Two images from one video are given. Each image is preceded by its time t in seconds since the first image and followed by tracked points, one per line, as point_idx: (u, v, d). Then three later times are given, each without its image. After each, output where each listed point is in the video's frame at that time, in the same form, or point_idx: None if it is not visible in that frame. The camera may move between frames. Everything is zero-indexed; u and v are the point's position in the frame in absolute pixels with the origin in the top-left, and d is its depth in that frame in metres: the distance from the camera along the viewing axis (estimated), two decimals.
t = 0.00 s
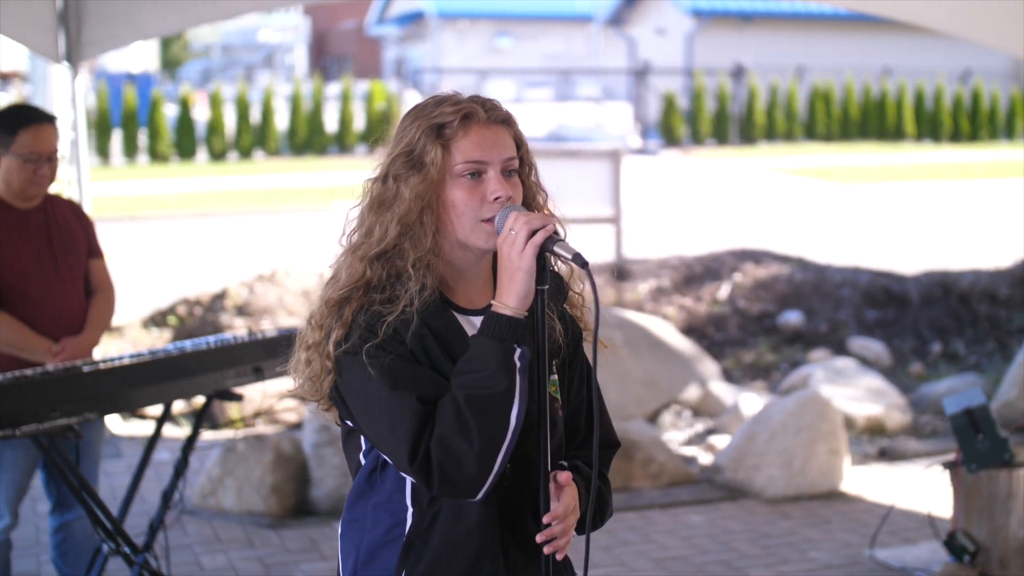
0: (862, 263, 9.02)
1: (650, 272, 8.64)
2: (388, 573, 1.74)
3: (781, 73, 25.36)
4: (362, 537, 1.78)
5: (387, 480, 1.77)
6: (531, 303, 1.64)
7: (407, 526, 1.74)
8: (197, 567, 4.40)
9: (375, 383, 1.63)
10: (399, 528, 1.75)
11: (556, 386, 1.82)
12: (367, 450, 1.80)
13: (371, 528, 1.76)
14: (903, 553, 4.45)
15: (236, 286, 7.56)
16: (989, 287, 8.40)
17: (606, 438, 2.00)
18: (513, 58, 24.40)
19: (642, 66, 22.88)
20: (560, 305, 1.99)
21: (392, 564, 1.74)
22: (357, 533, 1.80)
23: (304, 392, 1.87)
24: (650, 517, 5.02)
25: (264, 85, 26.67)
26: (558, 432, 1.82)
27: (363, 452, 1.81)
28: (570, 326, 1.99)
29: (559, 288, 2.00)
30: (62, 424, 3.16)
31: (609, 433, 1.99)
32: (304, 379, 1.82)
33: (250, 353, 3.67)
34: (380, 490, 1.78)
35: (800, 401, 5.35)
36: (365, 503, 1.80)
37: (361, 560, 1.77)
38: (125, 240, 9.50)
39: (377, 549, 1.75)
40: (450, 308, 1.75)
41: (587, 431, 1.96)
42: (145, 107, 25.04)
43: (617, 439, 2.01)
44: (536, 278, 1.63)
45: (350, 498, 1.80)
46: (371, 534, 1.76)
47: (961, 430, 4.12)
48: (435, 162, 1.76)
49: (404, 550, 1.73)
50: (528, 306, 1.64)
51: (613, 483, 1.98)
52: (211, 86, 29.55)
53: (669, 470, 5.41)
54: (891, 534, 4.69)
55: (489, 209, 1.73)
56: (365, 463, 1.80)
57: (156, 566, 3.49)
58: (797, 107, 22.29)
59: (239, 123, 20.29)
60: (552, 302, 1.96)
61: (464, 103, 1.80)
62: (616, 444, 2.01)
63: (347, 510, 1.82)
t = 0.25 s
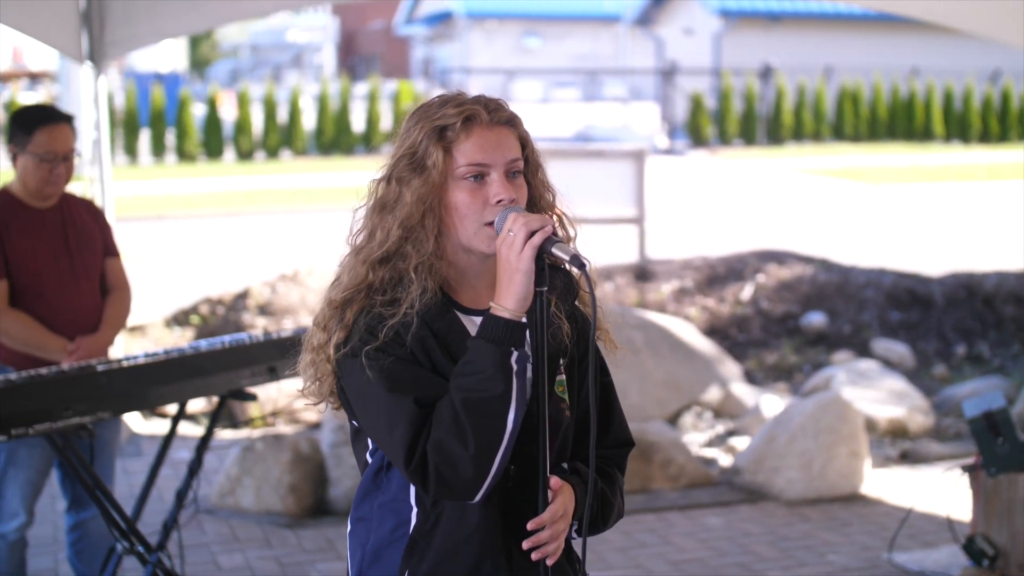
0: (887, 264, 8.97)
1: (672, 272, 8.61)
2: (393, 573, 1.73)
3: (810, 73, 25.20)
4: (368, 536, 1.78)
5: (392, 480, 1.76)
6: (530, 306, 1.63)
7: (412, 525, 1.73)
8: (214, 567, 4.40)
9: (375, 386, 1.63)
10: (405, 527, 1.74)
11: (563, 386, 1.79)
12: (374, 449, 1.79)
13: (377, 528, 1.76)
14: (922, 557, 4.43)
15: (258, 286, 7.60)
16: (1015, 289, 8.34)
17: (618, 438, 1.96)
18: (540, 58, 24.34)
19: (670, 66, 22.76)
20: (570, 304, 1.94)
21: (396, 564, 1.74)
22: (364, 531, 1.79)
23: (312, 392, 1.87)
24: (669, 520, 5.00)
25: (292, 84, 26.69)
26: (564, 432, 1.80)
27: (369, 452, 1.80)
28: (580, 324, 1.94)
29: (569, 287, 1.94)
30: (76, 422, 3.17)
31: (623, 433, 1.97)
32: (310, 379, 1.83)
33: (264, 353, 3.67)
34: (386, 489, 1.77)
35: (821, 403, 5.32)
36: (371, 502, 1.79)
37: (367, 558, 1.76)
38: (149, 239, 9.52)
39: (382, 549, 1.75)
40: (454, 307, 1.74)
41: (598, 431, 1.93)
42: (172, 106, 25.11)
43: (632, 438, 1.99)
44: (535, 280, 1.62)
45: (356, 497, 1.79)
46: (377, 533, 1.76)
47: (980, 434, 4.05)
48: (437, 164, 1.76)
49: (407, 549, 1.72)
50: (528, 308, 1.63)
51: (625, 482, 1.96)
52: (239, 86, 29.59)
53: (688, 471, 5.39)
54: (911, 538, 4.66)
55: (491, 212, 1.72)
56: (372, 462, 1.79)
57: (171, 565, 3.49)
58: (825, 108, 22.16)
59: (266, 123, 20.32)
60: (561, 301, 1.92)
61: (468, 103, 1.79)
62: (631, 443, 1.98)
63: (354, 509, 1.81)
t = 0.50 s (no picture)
0: (911, 264, 8.92)
1: (696, 272, 8.59)
2: (402, 572, 1.73)
3: (838, 71, 25.08)
4: (379, 534, 1.77)
5: (401, 478, 1.75)
6: (532, 306, 1.61)
7: (420, 524, 1.72)
8: (232, 564, 4.41)
9: (377, 387, 1.63)
10: (414, 525, 1.73)
11: (574, 384, 1.77)
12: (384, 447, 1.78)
13: (388, 526, 1.75)
14: (941, 559, 4.40)
15: (281, 284, 7.63)
16: None
17: (634, 435, 1.93)
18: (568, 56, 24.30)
19: (697, 64, 22.69)
20: (580, 301, 1.91)
21: (405, 563, 1.73)
22: (376, 529, 1.78)
23: (324, 391, 1.87)
24: (688, 519, 4.98)
25: (320, 83, 26.70)
26: (572, 430, 1.78)
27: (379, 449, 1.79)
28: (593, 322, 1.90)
29: (579, 283, 1.92)
30: (91, 421, 3.15)
31: (638, 431, 1.94)
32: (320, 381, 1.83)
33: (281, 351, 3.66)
34: (397, 487, 1.76)
35: (842, 403, 5.28)
36: (383, 499, 1.78)
37: (378, 556, 1.75)
38: (174, 236, 9.55)
39: (392, 548, 1.74)
40: (460, 307, 1.73)
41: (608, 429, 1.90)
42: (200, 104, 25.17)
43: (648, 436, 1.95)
44: (538, 279, 1.61)
45: (368, 494, 1.78)
46: (388, 531, 1.75)
47: (1001, 435, 4.01)
48: (439, 165, 1.75)
49: (416, 549, 1.71)
50: (530, 308, 1.61)
51: (642, 481, 1.92)
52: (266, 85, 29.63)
53: (708, 471, 5.37)
54: (931, 539, 4.64)
55: (494, 211, 1.71)
56: (382, 459, 1.78)
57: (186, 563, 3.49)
58: (853, 107, 22.05)
59: (293, 121, 20.37)
60: (571, 299, 1.89)
61: (469, 101, 1.78)
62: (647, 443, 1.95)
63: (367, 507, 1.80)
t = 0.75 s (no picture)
0: (930, 264, 8.87)
1: (713, 271, 8.57)
2: (408, 572, 1.73)
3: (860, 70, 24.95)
4: (386, 534, 1.77)
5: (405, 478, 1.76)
6: (532, 306, 1.60)
7: (425, 524, 1.72)
8: (244, 563, 4.41)
9: (377, 390, 1.63)
10: (419, 525, 1.73)
11: (580, 383, 1.78)
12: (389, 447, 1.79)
13: (394, 525, 1.76)
14: (957, 561, 4.38)
15: (299, 283, 7.64)
16: None
17: (644, 434, 1.91)
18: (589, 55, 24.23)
19: (717, 63, 22.59)
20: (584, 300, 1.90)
21: (410, 563, 1.74)
22: (383, 529, 1.78)
23: (331, 390, 1.88)
24: (702, 520, 4.97)
25: (340, 82, 26.70)
26: (575, 429, 1.77)
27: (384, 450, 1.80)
28: (599, 319, 1.88)
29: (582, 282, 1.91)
30: (101, 420, 3.14)
31: (648, 429, 1.92)
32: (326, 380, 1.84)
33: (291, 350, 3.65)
34: (402, 488, 1.76)
35: (859, 404, 5.25)
36: (389, 500, 1.78)
37: (384, 556, 1.76)
38: (194, 235, 9.58)
39: (398, 548, 1.75)
40: (462, 306, 1.73)
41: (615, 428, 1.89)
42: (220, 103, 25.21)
43: (658, 435, 1.93)
44: (538, 279, 1.60)
45: (375, 494, 1.78)
46: (394, 531, 1.75)
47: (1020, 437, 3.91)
48: (438, 163, 1.74)
49: (420, 549, 1.72)
50: (530, 308, 1.60)
51: (652, 480, 1.91)
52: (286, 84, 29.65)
53: (723, 471, 5.35)
54: (946, 541, 4.61)
55: (493, 209, 1.70)
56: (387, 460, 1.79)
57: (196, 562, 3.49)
58: (874, 106, 21.93)
59: (312, 120, 20.39)
60: (576, 298, 1.88)
61: (468, 98, 1.77)
62: (657, 442, 1.93)
63: (374, 507, 1.81)
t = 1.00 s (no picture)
0: (954, 266, 8.82)
1: (735, 272, 8.54)
2: None
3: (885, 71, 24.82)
4: (396, 540, 1.77)
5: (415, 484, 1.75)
6: (544, 309, 1.60)
7: (435, 531, 1.72)
8: (264, 564, 4.41)
9: (388, 392, 1.63)
10: (429, 531, 1.73)
11: (589, 387, 1.77)
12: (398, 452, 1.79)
13: (404, 532, 1.75)
14: (979, 565, 4.35)
15: (321, 284, 7.66)
16: None
17: (652, 438, 1.92)
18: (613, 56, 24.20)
19: (742, 63, 22.52)
20: (593, 304, 1.90)
21: (420, 569, 1.73)
22: (392, 536, 1.78)
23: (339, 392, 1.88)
24: (722, 522, 4.96)
25: (365, 83, 26.72)
26: (584, 434, 1.77)
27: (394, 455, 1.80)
28: (606, 324, 1.89)
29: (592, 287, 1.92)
30: (120, 420, 3.16)
31: (656, 432, 1.93)
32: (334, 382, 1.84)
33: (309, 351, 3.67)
34: (412, 493, 1.76)
35: (881, 406, 5.23)
36: (399, 506, 1.78)
37: (394, 561, 1.76)
38: (217, 235, 9.61)
39: (408, 554, 1.74)
40: (470, 310, 1.73)
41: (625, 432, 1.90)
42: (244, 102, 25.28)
43: (667, 437, 1.94)
44: (549, 282, 1.60)
45: (383, 501, 1.78)
46: (404, 537, 1.75)
47: None
48: (452, 163, 1.75)
49: (430, 556, 1.71)
50: (542, 311, 1.60)
51: (661, 483, 1.91)
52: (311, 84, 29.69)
53: (744, 474, 5.34)
54: (969, 545, 4.59)
55: (506, 210, 1.71)
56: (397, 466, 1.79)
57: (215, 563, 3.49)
58: (899, 107, 21.81)
59: (337, 120, 20.41)
60: (585, 300, 1.89)
61: (483, 98, 1.78)
62: (666, 444, 1.94)
63: (383, 514, 1.81)
